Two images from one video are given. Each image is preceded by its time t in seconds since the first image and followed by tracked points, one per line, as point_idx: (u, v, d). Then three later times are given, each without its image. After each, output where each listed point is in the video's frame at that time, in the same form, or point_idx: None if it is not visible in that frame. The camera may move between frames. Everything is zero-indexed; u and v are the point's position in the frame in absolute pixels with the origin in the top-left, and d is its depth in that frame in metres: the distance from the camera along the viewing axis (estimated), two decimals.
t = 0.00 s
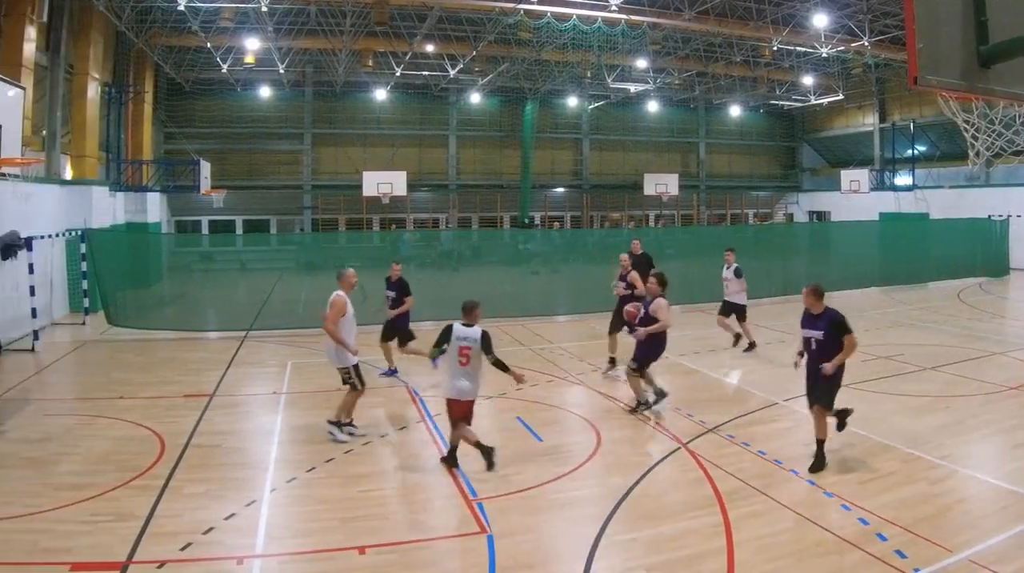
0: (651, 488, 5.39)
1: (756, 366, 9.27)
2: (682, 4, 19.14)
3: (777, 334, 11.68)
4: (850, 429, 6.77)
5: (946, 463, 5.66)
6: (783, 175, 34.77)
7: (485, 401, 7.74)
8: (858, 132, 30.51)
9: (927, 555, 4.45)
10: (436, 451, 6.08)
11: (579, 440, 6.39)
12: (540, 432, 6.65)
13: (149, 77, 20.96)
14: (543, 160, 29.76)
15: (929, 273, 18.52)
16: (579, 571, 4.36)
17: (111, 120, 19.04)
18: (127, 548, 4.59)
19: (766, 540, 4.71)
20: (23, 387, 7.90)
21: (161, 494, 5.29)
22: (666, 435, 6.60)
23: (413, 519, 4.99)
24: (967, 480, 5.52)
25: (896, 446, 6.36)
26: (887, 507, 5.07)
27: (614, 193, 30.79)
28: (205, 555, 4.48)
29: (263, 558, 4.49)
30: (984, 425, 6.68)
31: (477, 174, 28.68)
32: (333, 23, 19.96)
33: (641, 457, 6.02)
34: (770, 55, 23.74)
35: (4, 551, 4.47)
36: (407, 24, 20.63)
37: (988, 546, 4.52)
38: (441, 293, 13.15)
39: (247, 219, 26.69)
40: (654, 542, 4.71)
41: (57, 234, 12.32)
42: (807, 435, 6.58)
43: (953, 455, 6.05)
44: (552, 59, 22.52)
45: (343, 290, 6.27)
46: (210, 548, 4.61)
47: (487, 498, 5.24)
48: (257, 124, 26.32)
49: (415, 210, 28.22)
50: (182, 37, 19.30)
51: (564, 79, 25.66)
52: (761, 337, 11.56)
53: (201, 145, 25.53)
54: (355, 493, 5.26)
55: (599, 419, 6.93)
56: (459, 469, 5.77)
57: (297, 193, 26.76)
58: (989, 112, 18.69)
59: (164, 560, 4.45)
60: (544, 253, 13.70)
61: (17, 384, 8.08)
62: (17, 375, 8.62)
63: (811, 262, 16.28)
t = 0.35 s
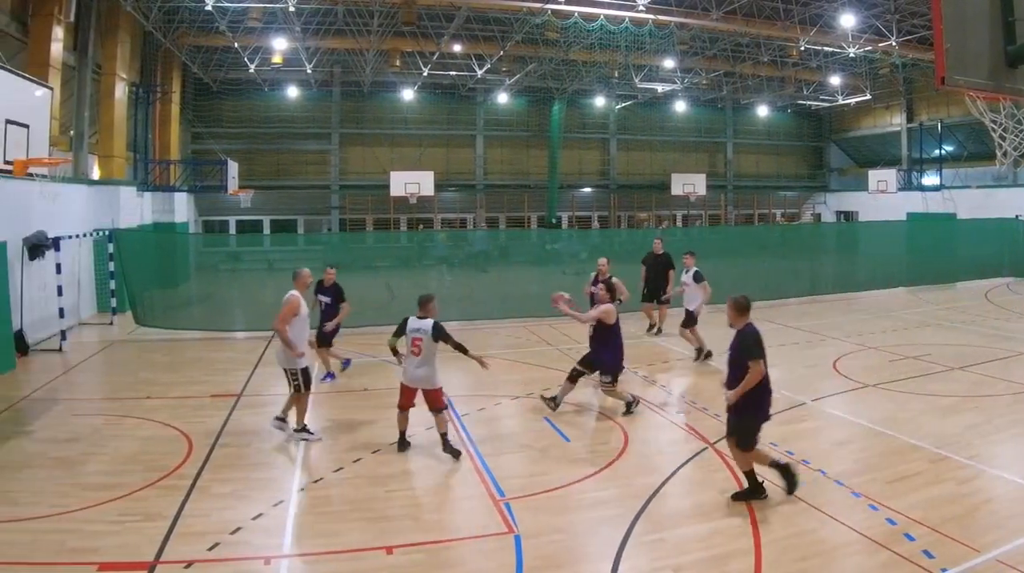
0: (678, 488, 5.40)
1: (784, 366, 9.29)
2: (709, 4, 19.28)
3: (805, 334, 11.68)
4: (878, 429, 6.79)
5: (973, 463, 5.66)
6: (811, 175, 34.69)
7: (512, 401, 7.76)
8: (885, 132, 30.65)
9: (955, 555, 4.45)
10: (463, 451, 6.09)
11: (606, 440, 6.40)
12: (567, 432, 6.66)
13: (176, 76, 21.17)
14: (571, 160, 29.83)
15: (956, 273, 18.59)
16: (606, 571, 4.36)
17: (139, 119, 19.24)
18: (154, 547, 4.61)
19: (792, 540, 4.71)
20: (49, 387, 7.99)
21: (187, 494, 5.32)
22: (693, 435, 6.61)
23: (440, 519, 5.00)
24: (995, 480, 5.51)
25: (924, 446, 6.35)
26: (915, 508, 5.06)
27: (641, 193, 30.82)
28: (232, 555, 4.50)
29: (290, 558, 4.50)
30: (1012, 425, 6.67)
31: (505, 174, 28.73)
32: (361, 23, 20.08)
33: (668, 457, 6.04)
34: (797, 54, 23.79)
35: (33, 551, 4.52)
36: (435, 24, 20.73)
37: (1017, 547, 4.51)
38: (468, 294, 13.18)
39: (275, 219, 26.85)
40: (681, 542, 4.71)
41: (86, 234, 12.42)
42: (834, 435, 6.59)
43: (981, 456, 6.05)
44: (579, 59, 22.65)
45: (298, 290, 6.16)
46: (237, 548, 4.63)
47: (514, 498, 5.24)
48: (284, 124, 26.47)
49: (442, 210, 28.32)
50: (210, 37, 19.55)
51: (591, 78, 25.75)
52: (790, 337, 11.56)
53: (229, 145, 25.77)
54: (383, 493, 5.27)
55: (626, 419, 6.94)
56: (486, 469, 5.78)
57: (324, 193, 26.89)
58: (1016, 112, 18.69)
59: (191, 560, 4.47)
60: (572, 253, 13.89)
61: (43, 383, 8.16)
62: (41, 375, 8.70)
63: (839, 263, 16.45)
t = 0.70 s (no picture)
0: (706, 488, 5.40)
1: (811, 366, 9.34)
2: (736, 5, 19.41)
3: (832, 334, 11.73)
4: (904, 429, 6.80)
5: (1002, 464, 5.66)
6: (838, 175, 34.70)
7: (538, 401, 7.81)
8: (912, 132, 30.77)
9: (982, 555, 4.45)
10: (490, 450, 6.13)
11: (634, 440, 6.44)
12: (594, 432, 6.69)
13: (204, 76, 21.35)
14: (598, 160, 29.93)
15: (984, 272, 18.63)
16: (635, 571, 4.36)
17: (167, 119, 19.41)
18: (182, 547, 4.63)
19: (819, 540, 4.71)
20: (75, 388, 8.08)
21: (214, 495, 5.35)
22: (720, 435, 6.65)
23: (468, 519, 5.00)
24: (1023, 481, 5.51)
25: (952, 446, 6.35)
26: (943, 508, 5.06)
27: (668, 193, 30.89)
28: (260, 555, 4.50)
29: (317, 558, 4.50)
30: None
31: (531, 174, 28.81)
32: (388, 23, 20.17)
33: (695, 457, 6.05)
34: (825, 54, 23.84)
35: (61, 551, 4.56)
36: (463, 24, 20.79)
37: None
38: (494, 293, 13.37)
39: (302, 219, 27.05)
40: (709, 542, 4.70)
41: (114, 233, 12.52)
42: (861, 435, 6.61)
43: (1008, 456, 6.05)
44: (606, 59, 22.75)
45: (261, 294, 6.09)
46: (264, 548, 4.63)
47: (541, 498, 5.24)
48: (311, 125, 26.64)
49: (470, 211, 28.48)
50: (238, 37, 19.69)
51: (619, 79, 25.83)
52: (818, 337, 11.62)
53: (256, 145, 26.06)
54: (411, 493, 5.29)
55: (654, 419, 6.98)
56: (514, 469, 5.80)
57: (352, 193, 27.08)
58: None
59: (218, 560, 4.48)
60: (597, 252, 13.95)
61: (71, 384, 8.26)
62: (66, 375, 8.80)
63: (867, 263, 16.59)
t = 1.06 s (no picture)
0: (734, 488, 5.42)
1: (837, 366, 9.39)
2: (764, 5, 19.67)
3: (859, 334, 11.78)
4: (931, 429, 6.81)
5: None
6: (866, 174, 34.79)
7: (565, 401, 7.88)
8: (940, 132, 30.75)
9: (1011, 555, 4.44)
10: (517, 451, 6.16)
11: (661, 440, 6.47)
12: (622, 433, 6.73)
13: (231, 76, 21.60)
14: (625, 161, 30.15)
15: (1010, 272, 18.78)
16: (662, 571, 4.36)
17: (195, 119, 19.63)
18: (209, 547, 4.64)
19: (846, 540, 4.70)
20: (102, 392, 8.19)
21: (241, 495, 5.37)
22: (747, 435, 6.68)
23: (496, 520, 5.01)
24: None
25: (979, 446, 6.35)
26: (972, 508, 5.05)
27: (694, 193, 31.07)
28: (287, 555, 4.51)
29: (345, 558, 4.50)
30: None
31: (558, 174, 29.08)
32: (416, 23, 20.42)
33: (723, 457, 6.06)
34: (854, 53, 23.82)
35: (89, 551, 4.59)
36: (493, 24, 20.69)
37: None
38: (523, 293, 13.46)
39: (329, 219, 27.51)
40: (737, 542, 4.70)
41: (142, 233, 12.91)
42: (888, 435, 6.62)
43: None
44: (634, 59, 22.79)
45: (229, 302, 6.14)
46: (292, 549, 4.64)
47: (569, 498, 5.26)
48: (337, 124, 27.03)
49: (497, 211, 28.77)
50: (266, 37, 20.10)
51: (646, 79, 25.99)
52: (844, 337, 11.70)
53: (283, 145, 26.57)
54: (439, 494, 5.31)
55: (681, 419, 7.02)
56: (542, 469, 5.80)
57: (379, 193, 27.54)
58: None
59: (245, 560, 4.48)
60: (626, 251, 13.88)
61: (98, 387, 8.38)
62: (90, 379, 8.91)
63: (894, 263, 16.67)
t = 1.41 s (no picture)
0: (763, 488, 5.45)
1: (864, 366, 9.58)
2: (792, 5, 20.52)
3: (888, 335, 12.06)
4: (959, 431, 6.86)
5: None
6: (894, 174, 35.73)
7: (594, 401, 8.04)
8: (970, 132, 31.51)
9: None
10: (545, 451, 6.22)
11: (691, 440, 6.55)
12: (651, 433, 6.79)
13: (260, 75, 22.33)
14: (654, 161, 31.24)
15: None
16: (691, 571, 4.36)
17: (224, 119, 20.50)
18: (238, 547, 4.65)
19: (875, 541, 4.69)
20: (134, 396, 8.35)
21: (270, 496, 5.41)
22: (775, 435, 6.74)
23: (524, 520, 5.02)
24: None
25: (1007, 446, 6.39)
26: (1000, 508, 5.06)
27: (724, 193, 32.12)
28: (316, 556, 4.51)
29: (374, 558, 4.50)
30: None
31: (588, 175, 30.44)
32: (444, 24, 21.46)
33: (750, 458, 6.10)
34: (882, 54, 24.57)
35: (118, 551, 4.59)
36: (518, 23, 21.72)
37: None
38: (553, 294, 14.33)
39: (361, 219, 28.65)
40: (766, 542, 4.69)
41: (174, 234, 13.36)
42: (916, 435, 6.68)
43: None
44: (662, 59, 23.70)
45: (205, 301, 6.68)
46: (320, 549, 4.64)
47: (598, 498, 5.30)
48: (366, 124, 28.13)
49: (526, 211, 30.06)
50: (293, 37, 20.93)
51: (676, 78, 26.91)
52: (872, 337, 12.00)
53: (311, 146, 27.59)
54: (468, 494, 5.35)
55: (711, 420, 7.11)
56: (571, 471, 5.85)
57: (407, 193, 28.66)
58: None
59: (274, 560, 4.49)
60: (654, 252, 14.94)
61: (130, 391, 8.55)
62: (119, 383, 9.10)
63: (922, 264, 17.42)
